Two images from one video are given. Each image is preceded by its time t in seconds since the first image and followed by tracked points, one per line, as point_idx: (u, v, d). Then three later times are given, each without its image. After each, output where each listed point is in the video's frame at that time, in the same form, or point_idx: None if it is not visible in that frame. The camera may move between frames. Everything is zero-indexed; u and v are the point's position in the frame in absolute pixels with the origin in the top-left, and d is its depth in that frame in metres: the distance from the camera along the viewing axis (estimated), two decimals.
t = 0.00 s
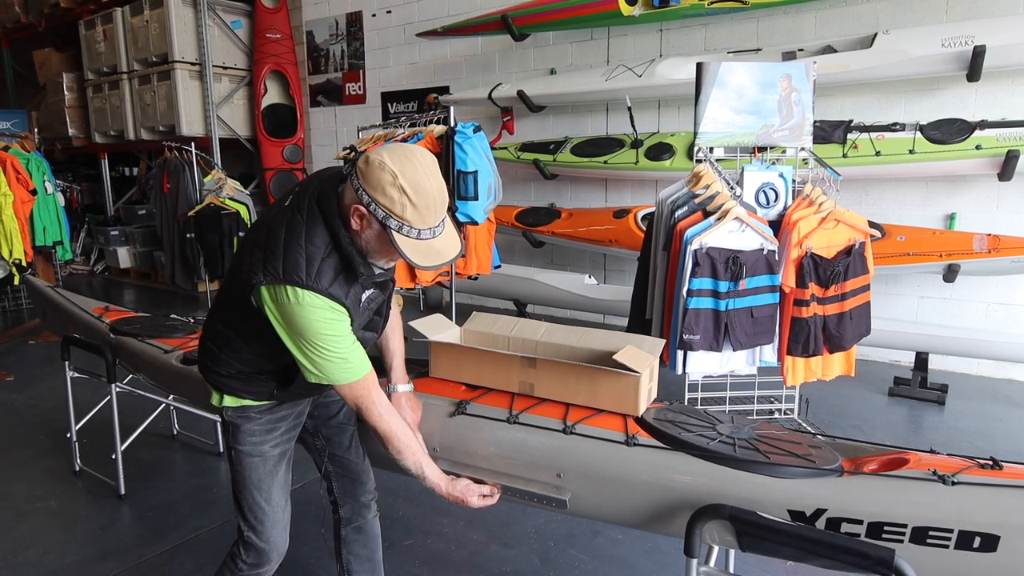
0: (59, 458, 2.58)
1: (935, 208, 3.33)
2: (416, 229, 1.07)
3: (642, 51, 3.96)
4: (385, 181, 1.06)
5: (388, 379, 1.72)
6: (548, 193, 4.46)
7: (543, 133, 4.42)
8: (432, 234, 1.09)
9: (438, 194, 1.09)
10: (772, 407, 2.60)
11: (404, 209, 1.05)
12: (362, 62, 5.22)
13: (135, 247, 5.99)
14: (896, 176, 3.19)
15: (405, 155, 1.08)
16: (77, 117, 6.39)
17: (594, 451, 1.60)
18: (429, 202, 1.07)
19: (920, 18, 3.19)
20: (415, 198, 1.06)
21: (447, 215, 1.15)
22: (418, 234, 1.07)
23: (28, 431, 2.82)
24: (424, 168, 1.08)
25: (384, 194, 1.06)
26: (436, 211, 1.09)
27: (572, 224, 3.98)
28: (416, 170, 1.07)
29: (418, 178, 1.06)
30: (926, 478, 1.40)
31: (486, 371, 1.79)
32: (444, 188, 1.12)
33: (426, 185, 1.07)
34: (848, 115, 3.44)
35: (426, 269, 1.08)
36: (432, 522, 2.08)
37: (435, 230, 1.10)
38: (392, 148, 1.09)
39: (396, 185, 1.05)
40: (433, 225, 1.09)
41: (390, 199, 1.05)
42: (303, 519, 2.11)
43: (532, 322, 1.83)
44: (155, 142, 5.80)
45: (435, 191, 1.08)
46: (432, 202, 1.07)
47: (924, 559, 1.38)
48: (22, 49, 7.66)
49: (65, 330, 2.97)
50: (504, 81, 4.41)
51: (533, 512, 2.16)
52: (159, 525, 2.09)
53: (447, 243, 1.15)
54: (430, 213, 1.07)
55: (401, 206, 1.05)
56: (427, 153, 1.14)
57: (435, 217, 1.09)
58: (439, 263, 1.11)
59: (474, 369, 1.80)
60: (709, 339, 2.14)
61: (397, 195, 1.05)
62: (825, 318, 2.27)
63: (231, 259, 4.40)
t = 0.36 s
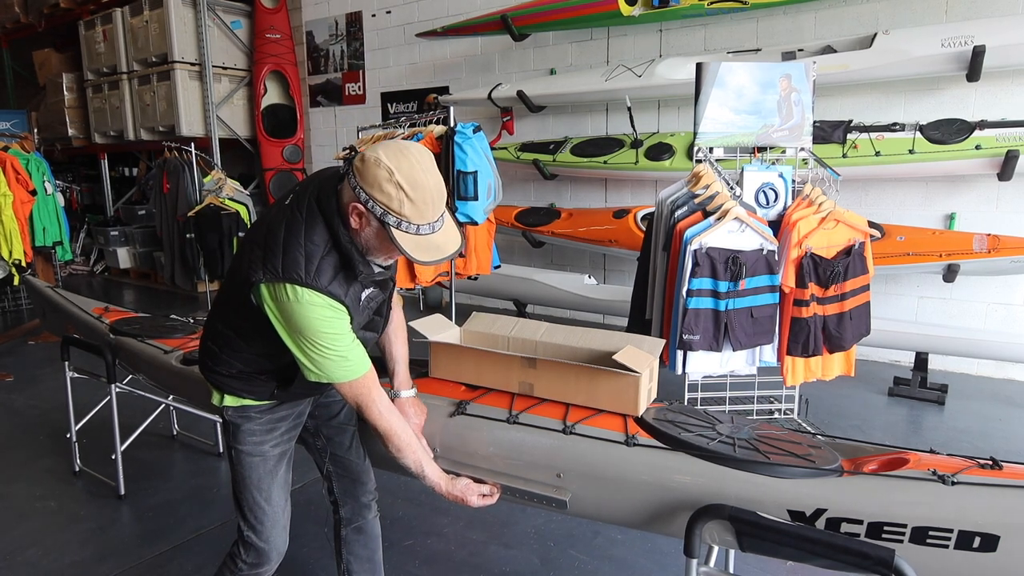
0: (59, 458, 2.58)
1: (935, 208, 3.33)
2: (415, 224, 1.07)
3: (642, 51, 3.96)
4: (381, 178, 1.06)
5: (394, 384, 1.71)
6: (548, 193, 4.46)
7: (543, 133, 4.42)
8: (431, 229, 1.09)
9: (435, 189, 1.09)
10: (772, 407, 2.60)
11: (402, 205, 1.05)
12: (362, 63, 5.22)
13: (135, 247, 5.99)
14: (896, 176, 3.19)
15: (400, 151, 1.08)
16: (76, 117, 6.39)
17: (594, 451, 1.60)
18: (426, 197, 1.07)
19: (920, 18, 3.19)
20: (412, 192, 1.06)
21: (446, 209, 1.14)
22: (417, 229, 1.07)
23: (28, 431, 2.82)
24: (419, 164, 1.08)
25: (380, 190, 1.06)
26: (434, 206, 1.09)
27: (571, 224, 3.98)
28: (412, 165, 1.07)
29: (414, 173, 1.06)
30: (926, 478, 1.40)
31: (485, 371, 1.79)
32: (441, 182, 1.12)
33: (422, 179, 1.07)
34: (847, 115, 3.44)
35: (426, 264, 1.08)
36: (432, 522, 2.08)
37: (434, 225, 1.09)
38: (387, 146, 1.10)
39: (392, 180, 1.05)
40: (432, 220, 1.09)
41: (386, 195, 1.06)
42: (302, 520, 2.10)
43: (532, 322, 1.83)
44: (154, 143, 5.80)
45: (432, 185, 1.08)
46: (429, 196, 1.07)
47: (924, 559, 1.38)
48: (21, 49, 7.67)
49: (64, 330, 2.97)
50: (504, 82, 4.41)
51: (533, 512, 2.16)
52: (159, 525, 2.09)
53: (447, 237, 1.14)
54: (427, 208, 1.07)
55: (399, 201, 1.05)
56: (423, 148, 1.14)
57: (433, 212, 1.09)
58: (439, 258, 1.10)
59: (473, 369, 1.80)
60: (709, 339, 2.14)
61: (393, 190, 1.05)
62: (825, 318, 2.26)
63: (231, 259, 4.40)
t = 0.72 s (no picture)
0: (58, 458, 2.58)
1: (935, 208, 3.33)
2: (412, 219, 1.06)
3: (642, 52, 3.96)
4: (374, 174, 1.06)
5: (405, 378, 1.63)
6: (548, 193, 4.46)
7: (542, 133, 4.42)
8: (429, 223, 1.09)
9: (430, 180, 1.09)
10: (772, 407, 2.60)
11: (396, 199, 1.05)
12: (362, 62, 5.22)
13: (135, 247, 5.99)
14: (895, 177, 3.19)
15: (391, 145, 1.08)
16: (76, 117, 6.38)
17: (593, 451, 1.60)
18: (421, 189, 1.06)
19: (919, 18, 3.19)
20: (406, 186, 1.05)
21: (445, 201, 1.14)
22: (415, 222, 1.06)
23: (27, 431, 2.82)
24: (412, 157, 1.08)
25: (374, 186, 1.06)
26: (430, 198, 1.08)
27: (571, 224, 3.98)
28: (404, 158, 1.07)
29: (407, 166, 1.06)
30: (925, 478, 1.40)
31: (485, 371, 1.78)
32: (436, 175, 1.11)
33: (415, 172, 1.06)
34: (847, 115, 3.45)
35: (425, 257, 1.07)
36: (432, 522, 2.08)
37: (432, 217, 1.09)
38: (378, 141, 1.10)
39: (385, 175, 1.05)
40: (429, 213, 1.08)
41: (381, 190, 1.05)
42: (302, 520, 2.10)
43: (531, 322, 1.82)
44: (154, 143, 5.80)
45: (426, 177, 1.08)
46: (424, 189, 1.07)
47: (923, 558, 1.38)
48: (20, 49, 7.66)
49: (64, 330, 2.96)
50: (504, 81, 4.41)
51: (533, 512, 2.16)
52: (158, 525, 2.09)
53: (447, 230, 1.13)
54: (423, 201, 1.07)
55: (393, 196, 1.05)
56: (415, 142, 1.14)
57: (430, 205, 1.09)
58: (440, 251, 1.10)
59: (473, 369, 1.80)
60: (709, 339, 2.14)
61: (386, 185, 1.05)
62: (824, 318, 2.27)
63: (230, 259, 4.40)
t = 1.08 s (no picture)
0: (58, 458, 2.58)
1: (935, 208, 3.33)
2: (415, 219, 1.06)
3: (641, 52, 3.96)
4: (374, 175, 1.06)
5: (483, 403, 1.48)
6: (548, 193, 4.46)
7: (542, 132, 4.42)
8: (434, 222, 1.08)
9: (433, 179, 1.08)
10: (772, 407, 2.60)
11: (398, 199, 1.04)
12: (362, 62, 5.22)
13: (135, 247, 5.99)
14: (895, 177, 3.19)
15: (392, 146, 1.08)
16: (76, 117, 6.38)
17: (594, 451, 1.60)
18: (422, 189, 1.06)
19: (919, 18, 3.19)
20: (407, 186, 1.05)
21: (450, 202, 1.13)
22: (418, 222, 1.06)
23: (27, 431, 2.82)
24: (414, 157, 1.08)
25: (375, 187, 1.06)
26: (434, 198, 1.07)
27: (571, 224, 3.98)
28: (405, 159, 1.07)
29: (408, 166, 1.06)
30: (925, 478, 1.40)
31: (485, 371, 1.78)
32: (440, 175, 1.11)
33: (416, 172, 1.06)
34: (847, 115, 3.45)
35: (430, 257, 1.06)
36: (432, 522, 2.08)
37: (437, 217, 1.08)
38: (380, 143, 1.10)
39: (386, 176, 1.05)
40: (434, 213, 1.08)
41: (382, 191, 1.05)
42: (302, 519, 2.10)
43: (531, 322, 1.83)
44: (154, 143, 5.80)
45: (428, 177, 1.07)
46: (427, 188, 1.06)
47: (923, 558, 1.38)
48: (19, 49, 7.66)
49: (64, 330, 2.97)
50: (504, 81, 4.41)
51: (533, 512, 2.16)
52: (158, 525, 2.09)
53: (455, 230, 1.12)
54: (426, 200, 1.06)
55: (395, 197, 1.05)
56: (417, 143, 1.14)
57: (434, 204, 1.08)
58: (445, 251, 1.08)
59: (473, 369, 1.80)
60: (709, 339, 2.14)
61: (388, 185, 1.05)
62: (824, 318, 2.27)
63: (230, 260, 4.40)
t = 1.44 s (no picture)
0: (58, 458, 2.57)
1: (935, 208, 3.33)
2: (416, 224, 1.06)
3: (641, 52, 3.96)
4: (375, 179, 1.06)
5: (495, 408, 1.54)
6: (548, 193, 4.46)
7: (542, 132, 4.42)
8: (434, 228, 1.08)
9: (434, 185, 1.08)
10: (772, 407, 2.60)
11: (399, 205, 1.04)
12: (362, 62, 5.22)
13: (135, 247, 5.99)
14: (895, 177, 3.19)
15: (394, 151, 1.08)
16: (76, 117, 6.38)
17: (593, 451, 1.60)
18: (424, 194, 1.06)
19: (919, 18, 3.19)
20: (408, 192, 1.05)
21: (450, 207, 1.13)
22: (418, 228, 1.06)
23: (27, 431, 2.82)
24: (415, 163, 1.08)
25: (376, 192, 1.06)
26: (435, 204, 1.07)
27: (571, 224, 3.98)
28: (407, 164, 1.07)
29: (409, 172, 1.06)
30: (925, 478, 1.40)
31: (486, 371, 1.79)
32: (441, 181, 1.11)
33: (418, 177, 1.06)
34: (847, 115, 3.45)
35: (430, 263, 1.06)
36: (432, 522, 2.08)
37: (437, 223, 1.08)
38: (381, 147, 1.10)
39: (386, 180, 1.05)
40: (434, 219, 1.08)
41: (382, 196, 1.05)
42: (302, 519, 2.10)
43: (531, 322, 1.83)
44: (154, 142, 5.80)
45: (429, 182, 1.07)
46: (428, 194, 1.06)
47: (923, 558, 1.38)
48: (19, 49, 7.66)
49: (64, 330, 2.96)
50: (504, 81, 4.41)
51: (533, 512, 2.15)
52: (158, 525, 2.09)
53: (455, 236, 1.12)
54: (427, 206, 1.06)
55: (396, 201, 1.05)
56: (419, 148, 1.14)
57: (435, 210, 1.08)
58: (445, 257, 1.08)
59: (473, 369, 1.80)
60: (709, 339, 2.14)
61: (388, 190, 1.05)
62: (824, 318, 2.27)
63: (230, 260, 4.40)
